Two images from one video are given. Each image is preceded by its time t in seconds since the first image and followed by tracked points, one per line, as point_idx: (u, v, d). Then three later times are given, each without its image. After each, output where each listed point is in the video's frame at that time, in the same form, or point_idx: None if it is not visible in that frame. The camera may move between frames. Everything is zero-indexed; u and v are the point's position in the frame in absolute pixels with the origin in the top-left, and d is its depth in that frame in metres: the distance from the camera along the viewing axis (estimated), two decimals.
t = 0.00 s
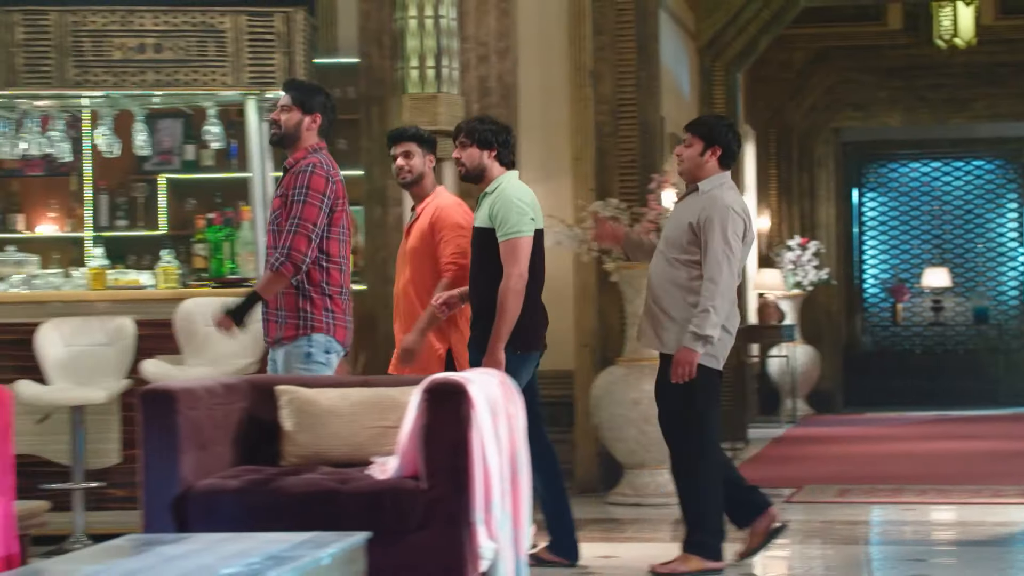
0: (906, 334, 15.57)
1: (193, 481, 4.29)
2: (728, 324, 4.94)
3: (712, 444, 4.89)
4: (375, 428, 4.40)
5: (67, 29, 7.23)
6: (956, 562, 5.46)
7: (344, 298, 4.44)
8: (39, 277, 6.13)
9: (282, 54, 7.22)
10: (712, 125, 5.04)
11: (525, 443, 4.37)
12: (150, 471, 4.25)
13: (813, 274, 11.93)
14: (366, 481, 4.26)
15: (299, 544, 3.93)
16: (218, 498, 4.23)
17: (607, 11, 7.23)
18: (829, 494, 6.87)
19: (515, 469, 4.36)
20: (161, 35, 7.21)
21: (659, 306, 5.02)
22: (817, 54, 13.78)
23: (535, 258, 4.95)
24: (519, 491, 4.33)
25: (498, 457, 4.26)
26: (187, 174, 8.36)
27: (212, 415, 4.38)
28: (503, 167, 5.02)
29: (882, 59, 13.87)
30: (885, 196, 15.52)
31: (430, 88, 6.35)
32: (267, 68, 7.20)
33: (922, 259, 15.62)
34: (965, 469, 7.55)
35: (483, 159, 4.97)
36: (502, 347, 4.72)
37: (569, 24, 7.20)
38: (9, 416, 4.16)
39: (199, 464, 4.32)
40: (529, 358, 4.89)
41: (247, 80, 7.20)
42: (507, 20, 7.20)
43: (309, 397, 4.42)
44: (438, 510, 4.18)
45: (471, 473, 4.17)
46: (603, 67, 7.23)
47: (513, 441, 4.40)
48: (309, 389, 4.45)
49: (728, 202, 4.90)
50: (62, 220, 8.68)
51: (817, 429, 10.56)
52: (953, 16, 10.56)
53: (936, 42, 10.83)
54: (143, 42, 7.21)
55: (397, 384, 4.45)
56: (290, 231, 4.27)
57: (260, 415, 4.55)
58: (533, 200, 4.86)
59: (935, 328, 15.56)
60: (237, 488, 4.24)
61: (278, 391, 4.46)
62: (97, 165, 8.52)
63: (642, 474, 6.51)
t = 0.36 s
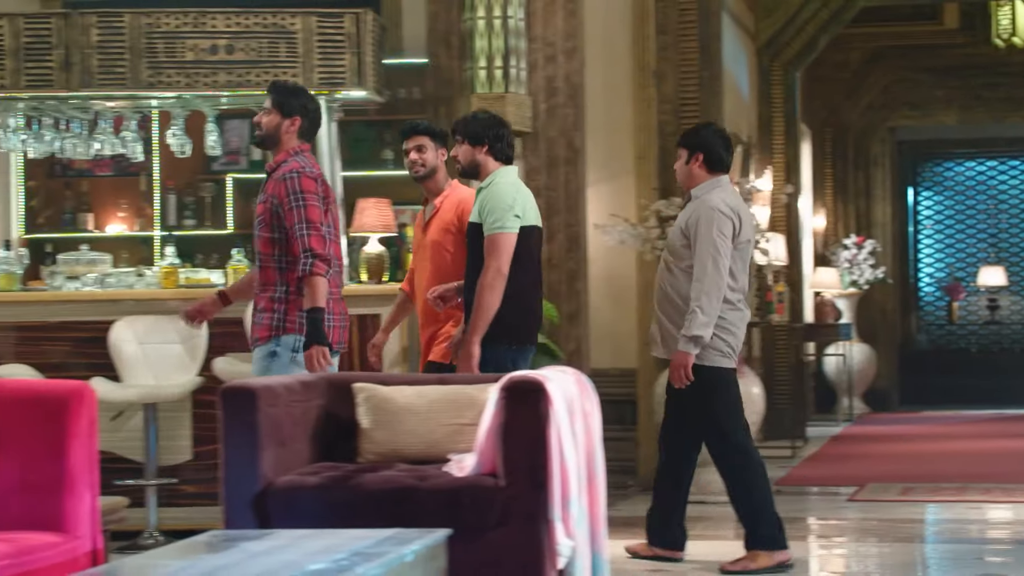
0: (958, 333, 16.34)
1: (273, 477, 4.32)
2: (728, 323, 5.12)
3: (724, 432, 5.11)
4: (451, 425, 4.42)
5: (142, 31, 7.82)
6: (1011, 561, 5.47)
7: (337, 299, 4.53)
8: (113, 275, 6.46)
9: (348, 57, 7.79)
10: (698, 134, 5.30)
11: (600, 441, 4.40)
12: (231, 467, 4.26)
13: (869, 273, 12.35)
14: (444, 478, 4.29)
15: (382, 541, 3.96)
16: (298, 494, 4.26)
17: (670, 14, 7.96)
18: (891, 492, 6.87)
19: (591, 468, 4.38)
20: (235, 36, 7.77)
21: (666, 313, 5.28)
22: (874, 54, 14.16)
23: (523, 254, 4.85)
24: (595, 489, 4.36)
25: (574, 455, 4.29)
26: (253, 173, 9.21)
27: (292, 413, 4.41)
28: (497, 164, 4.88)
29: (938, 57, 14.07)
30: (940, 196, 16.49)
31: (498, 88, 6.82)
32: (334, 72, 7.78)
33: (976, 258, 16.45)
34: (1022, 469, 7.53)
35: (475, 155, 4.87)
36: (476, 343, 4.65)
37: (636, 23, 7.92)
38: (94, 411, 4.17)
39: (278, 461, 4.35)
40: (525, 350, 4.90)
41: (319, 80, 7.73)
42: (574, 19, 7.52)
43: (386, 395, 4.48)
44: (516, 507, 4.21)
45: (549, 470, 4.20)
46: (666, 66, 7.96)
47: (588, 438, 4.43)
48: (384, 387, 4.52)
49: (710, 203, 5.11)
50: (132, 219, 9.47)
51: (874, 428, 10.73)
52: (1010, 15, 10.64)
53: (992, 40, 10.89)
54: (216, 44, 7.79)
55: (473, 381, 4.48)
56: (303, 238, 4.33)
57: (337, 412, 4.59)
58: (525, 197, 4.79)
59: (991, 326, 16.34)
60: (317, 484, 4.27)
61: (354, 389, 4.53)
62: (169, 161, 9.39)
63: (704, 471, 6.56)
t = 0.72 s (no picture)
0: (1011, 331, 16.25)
1: (345, 474, 4.35)
2: (723, 309, 5.23)
3: (686, 426, 5.17)
4: (520, 423, 4.45)
5: (206, 32, 7.03)
6: None
7: (301, 300, 4.64)
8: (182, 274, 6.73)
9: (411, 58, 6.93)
10: (694, 131, 5.39)
11: (668, 439, 4.43)
12: (303, 464, 4.29)
13: (920, 271, 12.33)
14: (515, 475, 4.31)
15: (457, 538, 3.98)
16: (370, 491, 4.29)
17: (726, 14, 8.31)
18: (949, 491, 6.85)
19: (659, 465, 4.41)
20: (298, 36, 7.00)
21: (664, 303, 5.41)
22: (921, 54, 14.84)
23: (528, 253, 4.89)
24: (663, 486, 4.39)
25: (644, 452, 4.33)
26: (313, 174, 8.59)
27: (362, 411, 4.44)
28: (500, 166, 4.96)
29: (986, 57, 14.87)
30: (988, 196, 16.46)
31: (558, 87, 6.83)
32: (396, 70, 6.94)
33: None
34: None
35: (478, 156, 4.95)
36: (472, 346, 4.73)
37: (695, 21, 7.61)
38: (169, 409, 4.18)
39: (349, 458, 4.37)
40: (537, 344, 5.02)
41: (380, 82, 6.94)
42: (634, 19, 7.33)
43: (455, 392, 4.50)
44: (586, 505, 4.23)
45: (619, 468, 4.22)
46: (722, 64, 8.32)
47: (656, 436, 4.46)
48: (453, 385, 4.55)
49: (700, 193, 5.24)
50: (192, 219, 9.27)
51: (927, 428, 10.70)
52: None
53: None
54: (282, 44, 6.99)
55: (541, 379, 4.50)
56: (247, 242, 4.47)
57: (406, 410, 4.62)
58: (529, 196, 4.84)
59: None
60: (389, 481, 4.30)
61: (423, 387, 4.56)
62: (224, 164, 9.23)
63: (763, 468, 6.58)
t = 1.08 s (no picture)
0: None
1: (416, 473, 4.34)
2: (716, 319, 5.38)
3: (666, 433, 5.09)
4: (590, 423, 4.45)
5: (271, 32, 6.81)
6: None
7: (292, 298, 4.68)
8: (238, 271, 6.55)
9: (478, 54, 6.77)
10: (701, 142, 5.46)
11: (741, 438, 4.42)
12: (375, 464, 4.30)
13: (978, 270, 12.29)
14: (587, 475, 4.31)
15: (532, 537, 3.98)
16: (443, 490, 4.28)
17: None
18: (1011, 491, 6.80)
19: (731, 465, 4.40)
20: (362, 36, 6.78)
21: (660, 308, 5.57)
22: (981, 52, 14.45)
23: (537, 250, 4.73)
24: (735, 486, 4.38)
25: (717, 451, 4.31)
26: (373, 172, 8.63)
27: (433, 410, 4.44)
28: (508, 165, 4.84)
29: None
30: None
31: (622, 87, 6.97)
32: (463, 70, 6.75)
33: None
34: None
35: (486, 155, 4.85)
36: (512, 340, 4.63)
37: (752, 15, 7.30)
38: (243, 408, 4.16)
39: (421, 457, 4.37)
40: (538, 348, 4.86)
41: (443, 81, 6.76)
42: (698, 17, 7.20)
43: (525, 391, 4.50)
44: (659, 505, 4.23)
45: (692, 469, 4.22)
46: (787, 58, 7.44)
47: (728, 436, 4.45)
48: (523, 384, 4.55)
49: (699, 207, 5.36)
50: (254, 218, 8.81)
51: (986, 428, 10.64)
52: None
53: None
54: (345, 44, 6.79)
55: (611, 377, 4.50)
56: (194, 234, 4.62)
57: (476, 408, 4.62)
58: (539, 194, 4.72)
59: None
60: (461, 480, 4.29)
61: (492, 386, 4.56)
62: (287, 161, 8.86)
63: (826, 468, 6.62)
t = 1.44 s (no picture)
0: None
1: (477, 473, 4.34)
2: (703, 315, 5.38)
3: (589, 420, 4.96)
4: (650, 422, 4.45)
5: (324, 32, 6.43)
6: None
7: (253, 294, 4.59)
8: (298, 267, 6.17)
9: (527, 54, 6.30)
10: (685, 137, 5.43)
11: (802, 436, 4.41)
12: (436, 463, 4.30)
13: None
14: (649, 474, 4.30)
15: (598, 537, 3.98)
16: (504, 489, 4.28)
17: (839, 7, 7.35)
18: None
19: (792, 464, 4.39)
20: (415, 34, 6.40)
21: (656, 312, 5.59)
22: None
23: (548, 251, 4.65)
24: (797, 485, 4.37)
25: (779, 450, 4.31)
26: (423, 171, 8.68)
27: (493, 409, 4.44)
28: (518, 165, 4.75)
29: None
30: None
31: (675, 85, 6.79)
32: (514, 68, 6.32)
33: None
34: None
35: (496, 156, 4.77)
36: (502, 341, 4.59)
37: (802, 14, 7.16)
38: (304, 407, 4.12)
39: (481, 457, 4.37)
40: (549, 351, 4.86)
41: (497, 80, 6.29)
42: (751, 15, 7.08)
43: (584, 391, 4.51)
44: (722, 504, 4.22)
45: (755, 468, 4.21)
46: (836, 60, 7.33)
47: (789, 435, 4.44)
48: (584, 383, 4.56)
49: (677, 204, 5.38)
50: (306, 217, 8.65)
51: None
52: None
53: None
54: (398, 43, 6.39)
55: (671, 376, 4.49)
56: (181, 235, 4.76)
57: (535, 408, 4.63)
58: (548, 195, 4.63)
59: None
60: (523, 480, 4.29)
61: (551, 384, 4.56)
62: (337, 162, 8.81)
63: (879, 468, 6.61)
